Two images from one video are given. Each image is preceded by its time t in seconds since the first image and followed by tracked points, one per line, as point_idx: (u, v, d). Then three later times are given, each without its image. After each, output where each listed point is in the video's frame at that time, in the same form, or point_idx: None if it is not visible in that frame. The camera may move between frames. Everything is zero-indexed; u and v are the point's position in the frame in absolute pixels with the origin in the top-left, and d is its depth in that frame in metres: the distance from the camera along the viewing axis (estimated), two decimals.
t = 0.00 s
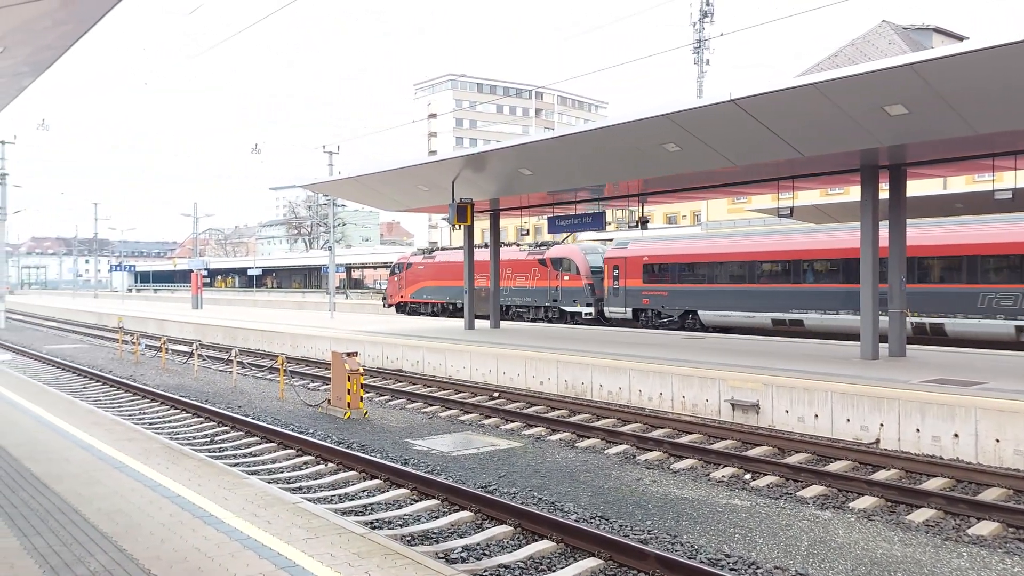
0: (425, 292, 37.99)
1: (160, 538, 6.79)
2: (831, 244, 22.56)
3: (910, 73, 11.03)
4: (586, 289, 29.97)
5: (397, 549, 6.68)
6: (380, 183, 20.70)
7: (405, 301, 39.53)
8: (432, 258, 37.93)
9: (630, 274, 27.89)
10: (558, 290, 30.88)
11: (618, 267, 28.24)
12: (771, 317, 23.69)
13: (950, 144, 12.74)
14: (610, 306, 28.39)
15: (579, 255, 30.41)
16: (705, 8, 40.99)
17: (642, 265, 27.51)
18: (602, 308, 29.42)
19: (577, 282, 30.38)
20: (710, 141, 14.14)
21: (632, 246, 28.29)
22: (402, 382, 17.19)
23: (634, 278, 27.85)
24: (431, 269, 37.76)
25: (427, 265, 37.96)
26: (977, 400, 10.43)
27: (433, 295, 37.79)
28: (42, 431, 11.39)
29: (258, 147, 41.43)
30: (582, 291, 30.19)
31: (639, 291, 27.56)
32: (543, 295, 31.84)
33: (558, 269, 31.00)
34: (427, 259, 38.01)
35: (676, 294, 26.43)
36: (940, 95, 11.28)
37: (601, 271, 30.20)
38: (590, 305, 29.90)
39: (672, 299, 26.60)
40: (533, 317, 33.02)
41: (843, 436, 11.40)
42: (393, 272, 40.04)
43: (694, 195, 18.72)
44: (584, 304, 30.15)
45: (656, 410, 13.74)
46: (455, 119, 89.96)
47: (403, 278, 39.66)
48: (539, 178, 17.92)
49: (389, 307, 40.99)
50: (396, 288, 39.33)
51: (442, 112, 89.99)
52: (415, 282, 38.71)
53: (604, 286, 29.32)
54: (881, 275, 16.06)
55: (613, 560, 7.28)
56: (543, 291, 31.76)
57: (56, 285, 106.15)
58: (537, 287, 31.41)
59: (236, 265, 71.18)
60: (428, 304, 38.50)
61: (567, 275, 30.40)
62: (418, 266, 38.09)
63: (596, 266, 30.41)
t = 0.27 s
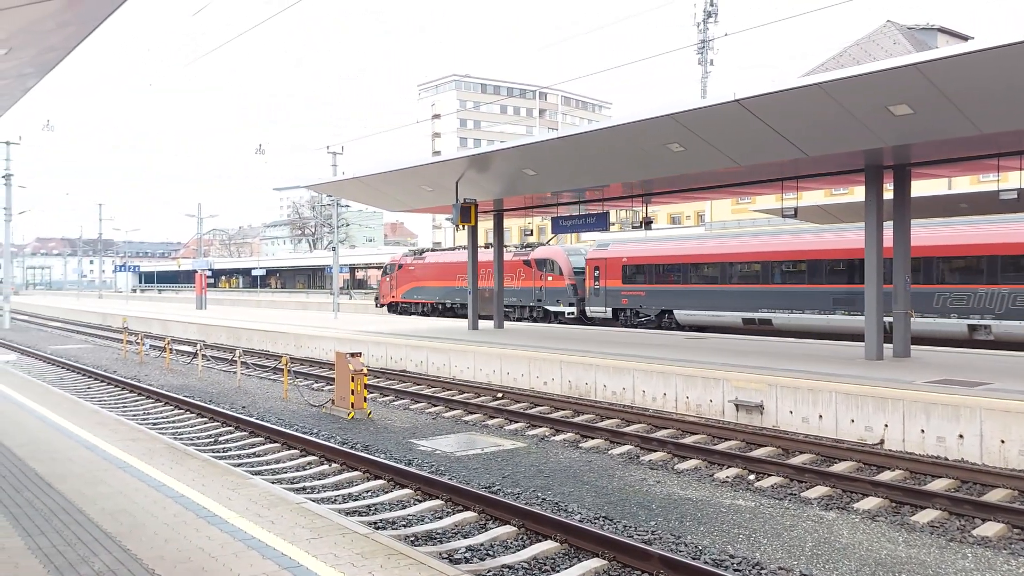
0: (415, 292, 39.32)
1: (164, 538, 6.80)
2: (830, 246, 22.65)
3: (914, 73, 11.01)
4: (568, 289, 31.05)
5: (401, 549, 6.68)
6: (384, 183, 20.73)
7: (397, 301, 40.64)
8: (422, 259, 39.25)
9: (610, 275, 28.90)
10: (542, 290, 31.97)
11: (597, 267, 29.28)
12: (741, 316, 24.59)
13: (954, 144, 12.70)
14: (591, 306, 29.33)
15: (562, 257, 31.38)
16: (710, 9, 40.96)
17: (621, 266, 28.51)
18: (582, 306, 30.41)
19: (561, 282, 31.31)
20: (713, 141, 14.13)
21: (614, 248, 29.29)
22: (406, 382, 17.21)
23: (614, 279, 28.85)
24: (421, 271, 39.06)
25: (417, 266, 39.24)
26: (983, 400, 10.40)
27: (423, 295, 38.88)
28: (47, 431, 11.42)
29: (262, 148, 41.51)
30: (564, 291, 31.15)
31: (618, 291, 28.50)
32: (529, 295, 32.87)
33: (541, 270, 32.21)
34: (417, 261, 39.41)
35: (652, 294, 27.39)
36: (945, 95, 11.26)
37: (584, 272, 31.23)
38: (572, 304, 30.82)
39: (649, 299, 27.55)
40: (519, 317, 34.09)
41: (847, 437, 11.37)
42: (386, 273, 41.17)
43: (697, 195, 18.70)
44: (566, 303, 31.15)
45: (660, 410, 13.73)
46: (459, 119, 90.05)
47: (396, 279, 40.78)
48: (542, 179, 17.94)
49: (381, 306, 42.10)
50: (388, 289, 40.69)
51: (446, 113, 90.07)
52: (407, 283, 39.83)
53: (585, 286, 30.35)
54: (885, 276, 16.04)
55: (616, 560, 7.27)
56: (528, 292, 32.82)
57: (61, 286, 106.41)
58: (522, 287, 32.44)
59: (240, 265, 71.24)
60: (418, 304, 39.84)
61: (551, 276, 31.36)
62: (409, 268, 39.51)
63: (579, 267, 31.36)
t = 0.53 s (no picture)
0: (404, 291, 40.34)
1: (169, 537, 6.81)
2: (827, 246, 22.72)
3: (918, 73, 10.99)
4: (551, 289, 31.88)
5: (404, 549, 6.69)
6: (387, 183, 20.74)
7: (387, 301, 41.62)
8: (411, 259, 40.20)
9: (590, 275, 29.76)
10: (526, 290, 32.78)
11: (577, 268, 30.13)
12: (713, 314, 25.40)
13: (959, 144, 12.68)
14: (571, 305, 30.13)
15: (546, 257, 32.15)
16: (713, 9, 40.95)
17: (600, 266, 29.34)
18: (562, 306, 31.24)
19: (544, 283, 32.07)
20: (717, 141, 14.12)
21: (594, 249, 30.14)
22: (410, 382, 17.23)
23: (594, 279, 29.68)
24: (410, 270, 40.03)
25: (407, 266, 40.20)
26: (987, 400, 10.37)
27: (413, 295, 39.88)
28: (51, 431, 11.45)
29: (265, 148, 41.52)
30: (548, 291, 31.92)
31: (598, 291, 29.32)
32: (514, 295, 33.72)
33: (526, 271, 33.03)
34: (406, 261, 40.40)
35: (629, 293, 28.22)
36: (948, 95, 11.24)
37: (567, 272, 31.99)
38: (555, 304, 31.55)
39: (626, 298, 28.36)
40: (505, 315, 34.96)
41: (851, 437, 11.35)
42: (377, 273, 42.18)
43: (701, 195, 18.68)
44: (549, 302, 31.93)
45: (663, 410, 13.73)
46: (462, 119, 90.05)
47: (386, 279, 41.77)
48: (546, 179, 17.94)
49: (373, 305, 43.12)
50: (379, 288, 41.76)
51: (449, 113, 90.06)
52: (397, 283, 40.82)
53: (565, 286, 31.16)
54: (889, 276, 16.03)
55: (621, 561, 7.27)
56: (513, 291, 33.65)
57: (65, 286, 106.54)
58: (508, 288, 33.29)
59: (243, 265, 71.23)
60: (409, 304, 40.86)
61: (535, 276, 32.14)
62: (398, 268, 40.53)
63: (562, 267, 32.09)
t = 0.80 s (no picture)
0: (391, 291, 41.22)
1: (168, 538, 6.80)
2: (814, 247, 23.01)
3: (918, 73, 10.99)
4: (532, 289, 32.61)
5: (404, 550, 6.68)
6: (388, 184, 20.73)
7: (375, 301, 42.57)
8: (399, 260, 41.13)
9: (568, 275, 30.42)
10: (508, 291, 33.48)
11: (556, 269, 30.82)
12: (685, 314, 26.04)
13: (960, 145, 12.67)
14: (550, 305, 30.80)
15: (526, 259, 32.82)
16: (714, 9, 40.90)
17: (578, 267, 30.01)
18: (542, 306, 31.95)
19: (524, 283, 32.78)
20: (718, 142, 14.12)
21: (573, 250, 30.81)
22: (409, 383, 17.23)
23: (572, 279, 30.35)
24: (398, 271, 40.91)
25: (395, 267, 41.12)
26: (988, 402, 10.36)
27: (400, 295, 40.81)
28: (50, 431, 11.45)
29: (265, 149, 41.52)
30: (528, 291, 32.63)
31: (576, 291, 30.02)
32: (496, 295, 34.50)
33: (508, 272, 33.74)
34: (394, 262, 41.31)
35: (606, 293, 28.91)
36: (949, 96, 11.23)
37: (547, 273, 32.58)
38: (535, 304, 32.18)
39: (603, 298, 29.04)
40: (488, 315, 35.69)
41: (852, 438, 11.35)
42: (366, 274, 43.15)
43: (701, 196, 18.68)
44: (529, 303, 32.58)
45: (663, 411, 13.73)
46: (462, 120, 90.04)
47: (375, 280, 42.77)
48: (546, 180, 17.94)
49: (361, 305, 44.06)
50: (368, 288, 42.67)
51: (450, 113, 90.01)
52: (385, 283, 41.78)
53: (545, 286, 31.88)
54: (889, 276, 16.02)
55: (620, 562, 7.26)
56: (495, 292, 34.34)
57: (65, 286, 106.57)
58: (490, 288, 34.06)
59: (244, 265, 71.20)
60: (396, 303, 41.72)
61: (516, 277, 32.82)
62: (386, 268, 41.46)
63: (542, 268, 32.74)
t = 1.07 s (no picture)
0: (380, 292, 42.28)
1: (169, 538, 6.80)
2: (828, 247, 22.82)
3: (920, 73, 10.97)
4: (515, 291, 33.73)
5: (405, 550, 6.68)
6: (389, 184, 20.73)
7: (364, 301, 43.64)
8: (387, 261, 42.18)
9: (549, 276, 31.35)
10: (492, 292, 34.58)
11: (537, 270, 31.74)
12: (658, 314, 27.01)
13: (962, 145, 12.65)
14: (531, 304, 31.67)
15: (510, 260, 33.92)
16: (715, 9, 40.86)
17: (558, 268, 30.92)
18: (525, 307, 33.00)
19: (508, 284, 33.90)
20: (719, 143, 14.12)
21: (553, 251, 31.70)
22: (410, 383, 17.23)
23: (553, 280, 31.31)
24: (387, 272, 41.89)
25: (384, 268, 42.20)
26: (990, 402, 10.33)
27: (389, 295, 41.85)
28: (51, 431, 11.47)
29: (267, 149, 41.56)
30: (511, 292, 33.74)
31: (555, 291, 30.98)
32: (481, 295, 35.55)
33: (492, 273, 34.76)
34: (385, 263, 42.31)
35: (584, 293, 29.93)
36: (951, 97, 11.22)
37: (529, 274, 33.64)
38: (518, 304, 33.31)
39: (581, 298, 30.03)
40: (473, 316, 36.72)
41: (853, 439, 11.34)
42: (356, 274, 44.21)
43: (703, 196, 18.68)
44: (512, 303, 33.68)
45: (665, 411, 13.71)
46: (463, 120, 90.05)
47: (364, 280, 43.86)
48: (548, 180, 17.94)
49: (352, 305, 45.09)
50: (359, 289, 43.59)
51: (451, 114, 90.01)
52: (374, 284, 42.83)
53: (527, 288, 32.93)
54: (891, 277, 15.99)
55: (621, 562, 7.26)
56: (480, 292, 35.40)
57: (67, 286, 106.69)
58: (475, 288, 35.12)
59: (245, 266, 71.19)
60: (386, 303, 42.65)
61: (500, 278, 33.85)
62: (377, 269, 42.48)
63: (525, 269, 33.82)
